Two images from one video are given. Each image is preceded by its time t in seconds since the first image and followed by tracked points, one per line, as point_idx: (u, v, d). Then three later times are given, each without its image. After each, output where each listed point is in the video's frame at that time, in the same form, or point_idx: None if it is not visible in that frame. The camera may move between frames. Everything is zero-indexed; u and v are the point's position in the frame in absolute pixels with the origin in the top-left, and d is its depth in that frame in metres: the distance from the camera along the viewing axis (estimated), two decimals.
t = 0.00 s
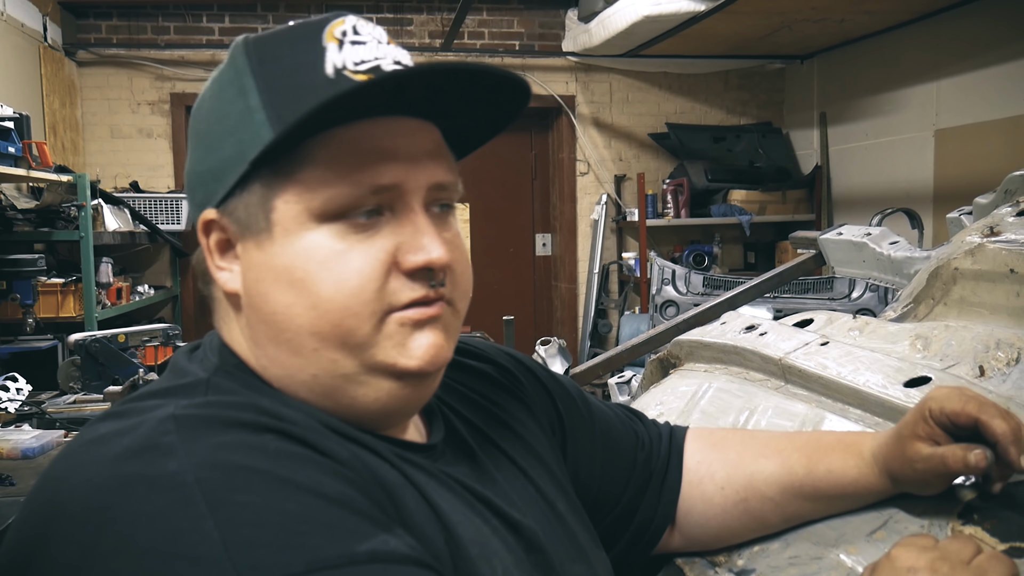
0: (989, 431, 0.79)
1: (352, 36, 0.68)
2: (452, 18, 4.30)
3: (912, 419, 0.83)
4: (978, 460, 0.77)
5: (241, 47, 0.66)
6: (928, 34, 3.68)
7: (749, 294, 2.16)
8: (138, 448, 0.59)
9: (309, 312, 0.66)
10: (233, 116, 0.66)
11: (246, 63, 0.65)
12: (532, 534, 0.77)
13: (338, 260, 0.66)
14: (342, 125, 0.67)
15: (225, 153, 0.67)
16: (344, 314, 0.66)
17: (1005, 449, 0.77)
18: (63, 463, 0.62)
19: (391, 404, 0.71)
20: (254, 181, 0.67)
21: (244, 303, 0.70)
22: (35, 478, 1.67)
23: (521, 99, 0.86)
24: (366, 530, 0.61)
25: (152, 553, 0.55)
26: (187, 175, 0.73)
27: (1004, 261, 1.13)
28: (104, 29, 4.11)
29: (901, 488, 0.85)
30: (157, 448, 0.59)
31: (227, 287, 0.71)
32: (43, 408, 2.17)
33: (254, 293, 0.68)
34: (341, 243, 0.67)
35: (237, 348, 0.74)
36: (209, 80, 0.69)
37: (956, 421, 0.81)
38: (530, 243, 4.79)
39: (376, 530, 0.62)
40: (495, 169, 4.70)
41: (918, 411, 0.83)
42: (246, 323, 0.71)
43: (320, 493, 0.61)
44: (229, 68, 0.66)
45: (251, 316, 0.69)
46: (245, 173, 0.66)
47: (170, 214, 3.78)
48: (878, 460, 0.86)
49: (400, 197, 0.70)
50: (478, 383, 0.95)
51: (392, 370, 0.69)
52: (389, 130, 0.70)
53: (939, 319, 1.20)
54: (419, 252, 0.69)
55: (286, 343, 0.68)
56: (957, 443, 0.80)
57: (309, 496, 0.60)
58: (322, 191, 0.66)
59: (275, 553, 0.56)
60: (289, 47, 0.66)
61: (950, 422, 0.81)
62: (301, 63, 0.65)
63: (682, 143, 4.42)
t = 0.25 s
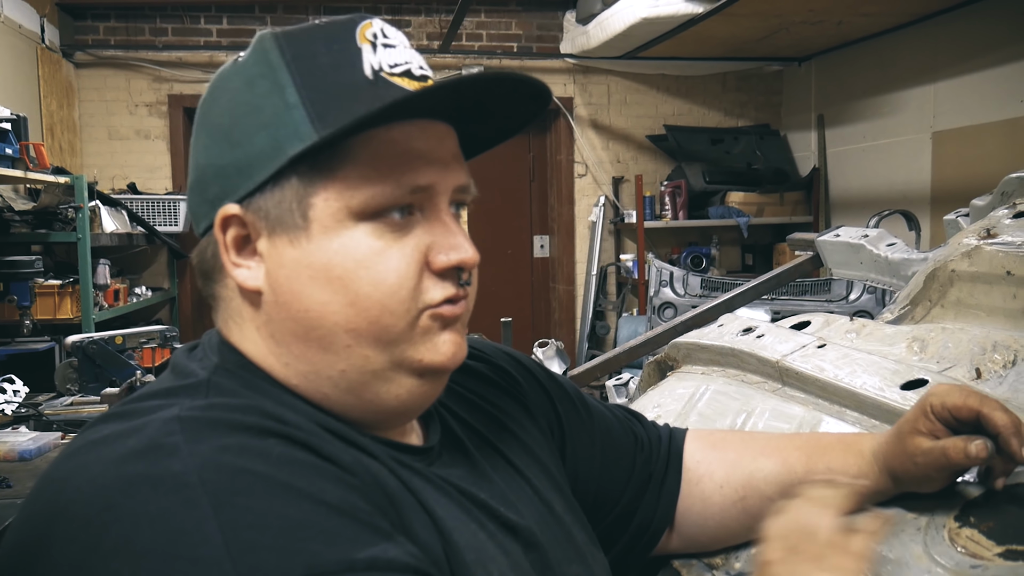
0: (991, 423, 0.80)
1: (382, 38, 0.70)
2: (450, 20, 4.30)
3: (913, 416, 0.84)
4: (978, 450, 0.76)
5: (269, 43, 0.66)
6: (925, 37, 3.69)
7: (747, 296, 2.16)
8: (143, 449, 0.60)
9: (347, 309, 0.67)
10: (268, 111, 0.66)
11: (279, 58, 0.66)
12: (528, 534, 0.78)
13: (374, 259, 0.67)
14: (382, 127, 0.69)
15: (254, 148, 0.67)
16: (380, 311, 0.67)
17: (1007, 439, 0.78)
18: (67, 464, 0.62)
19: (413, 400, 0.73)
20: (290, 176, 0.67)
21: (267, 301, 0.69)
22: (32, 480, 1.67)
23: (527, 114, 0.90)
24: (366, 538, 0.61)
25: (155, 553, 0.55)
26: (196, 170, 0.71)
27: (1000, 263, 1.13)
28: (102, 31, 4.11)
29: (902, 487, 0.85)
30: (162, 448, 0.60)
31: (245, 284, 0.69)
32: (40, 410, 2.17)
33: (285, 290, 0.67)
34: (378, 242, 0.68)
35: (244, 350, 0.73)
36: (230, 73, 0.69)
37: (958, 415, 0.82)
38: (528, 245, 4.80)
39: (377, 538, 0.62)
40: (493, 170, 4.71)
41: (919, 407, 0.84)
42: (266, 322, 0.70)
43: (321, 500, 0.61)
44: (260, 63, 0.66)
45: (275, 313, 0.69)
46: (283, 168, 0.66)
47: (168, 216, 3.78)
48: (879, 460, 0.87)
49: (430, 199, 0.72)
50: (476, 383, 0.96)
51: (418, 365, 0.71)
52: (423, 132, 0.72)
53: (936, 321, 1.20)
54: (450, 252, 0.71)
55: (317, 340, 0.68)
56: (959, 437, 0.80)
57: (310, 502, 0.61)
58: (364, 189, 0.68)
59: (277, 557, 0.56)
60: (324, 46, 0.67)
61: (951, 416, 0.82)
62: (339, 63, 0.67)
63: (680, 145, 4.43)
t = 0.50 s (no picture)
0: (987, 419, 0.81)
1: (381, 39, 0.70)
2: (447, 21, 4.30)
3: (910, 411, 0.84)
4: (975, 445, 0.77)
5: (270, 46, 0.66)
6: (922, 38, 3.70)
7: (743, 297, 2.16)
8: (131, 450, 0.60)
9: (348, 308, 0.67)
10: (269, 112, 0.66)
11: (280, 61, 0.66)
12: (521, 534, 0.78)
13: (375, 258, 0.67)
14: (381, 127, 0.69)
15: (255, 149, 0.67)
16: (381, 309, 0.67)
17: (1003, 435, 0.78)
18: (60, 463, 0.61)
19: (411, 399, 0.73)
20: (291, 176, 0.67)
21: (267, 301, 0.69)
22: (26, 482, 1.66)
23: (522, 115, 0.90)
24: (347, 546, 0.61)
25: (136, 555, 0.55)
26: (196, 172, 0.71)
27: (997, 264, 1.13)
28: (98, 31, 4.10)
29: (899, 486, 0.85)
30: (149, 449, 0.60)
31: (245, 284, 0.69)
32: (35, 411, 2.16)
33: (284, 290, 0.67)
34: (379, 240, 0.67)
35: (242, 350, 0.73)
36: (229, 74, 0.69)
37: (954, 412, 0.82)
38: (525, 245, 4.80)
39: (357, 547, 0.62)
40: (490, 171, 4.71)
41: (915, 403, 0.85)
42: (265, 323, 0.70)
43: (304, 506, 0.61)
44: (261, 65, 0.66)
45: (275, 313, 0.68)
46: (285, 167, 0.66)
47: (164, 216, 3.78)
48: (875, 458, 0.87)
49: (429, 198, 0.72)
50: (470, 384, 0.96)
51: (417, 364, 0.71)
52: (423, 131, 0.72)
53: (932, 322, 1.21)
54: (451, 249, 0.71)
55: (317, 339, 0.68)
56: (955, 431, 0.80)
57: (293, 508, 0.61)
58: (363, 189, 0.67)
59: (256, 563, 0.57)
60: (324, 46, 0.67)
61: (948, 413, 0.82)
62: (340, 64, 0.67)
63: (677, 146, 4.44)
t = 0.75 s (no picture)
0: (970, 418, 0.80)
1: (365, 37, 0.70)
2: (434, 20, 4.30)
3: (895, 411, 0.86)
4: (959, 442, 0.77)
5: (252, 44, 0.66)
6: (905, 42, 3.75)
7: (729, 298, 2.17)
8: (109, 441, 0.58)
9: (325, 309, 0.66)
10: (249, 110, 0.66)
11: (260, 58, 0.66)
12: (505, 533, 0.78)
13: (352, 259, 0.66)
14: (360, 126, 0.68)
15: (236, 147, 0.66)
16: (358, 310, 0.66)
17: (988, 433, 0.78)
18: (41, 460, 0.61)
19: (389, 401, 0.73)
20: (269, 175, 0.66)
21: (247, 299, 0.68)
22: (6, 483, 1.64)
23: (505, 112, 0.89)
24: (328, 528, 0.60)
25: (112, 543, 0.53)
26: (180, 171, 0.71)
27: (979, 265, 1.14)
28: (81, 27, 4.06)
29: (883, 484, 0.86)
30: (125, 442, 0.58)
31: (227, 283, 0.69)
32: (15, 411, 2.14)
33: (262, 288, 0.67)
34: (357, 242, 0.67)
35: (224, 347, 0.73)
36: (212, 73, 0.69)
37: (938, 410, 0.83)
38: (512, 245, 4.80)
39: (339, 529, 0.60)
40: (477, 171, 4.71)
41: (900, 403, 0.86)
42: (246, 321, 0.70)
43: (285, 492, 0.60)
44: (243, 63, 0.66)
45: (253, 312, 0.68)
46: (264, 166, 0.65)
47: (148, 215, 3.74)
48: (858, 453, 0.88)
49: (411, 198, 0.71)
50: (456, 381, 0.95)
51: (395, 368, 0.70)
52: (401, 130, 0.71)
53: (916, 323, 1.22)
54: (432, 251, 0.71)
55: (294, 340, 0.67)
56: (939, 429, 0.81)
57: (273, 494, 0.59)
58: (342, 189, 0.67)
59: (233, 542, 0.54)
60: (305, 45, 0.67)
61: (932, 412, 0.83)
62: (319, 62, 0.66)
63: (664, 147, 4.46)
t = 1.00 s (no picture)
0: (966, 420, 0.80)
1: (377, 43, 0.67)
2: (429, 20, 4.29)
3: (891, 412, 0.85)
4: (955, 444, 0.77)
5: (264, 44, 0.66)
6: (900, 43, 3.76)
7: (724, 298, 2.17)
8: (103, 424, 0.58)
9: (295, 319, 0.66)
10: (247, 111, 0.65)
11: (265, 58, 0.65)
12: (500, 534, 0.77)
13: (328, 271, 0.65)
14: (349, 133, 0.66)
15: (233, 146, 0.67)
16: (326, 327, 0.66)
17: (982, 437, 0.78)
18: (40, 450, 0.62)
19: (366, 421, 0.72)
20: (256, 177, 0.66)
21: (235, 297, 0.70)
22: None
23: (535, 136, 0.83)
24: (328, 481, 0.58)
25: (110, 513, 0.52)
26: (197, 160, 0.73)
27: (974, 266, 1.14)
28: (74, 26, 4.04)
29: (879, 486, 0.86)
30: (120, 423, 0.58)
31: (219, 279, 0.71)
32: (9, 412, 2.13)
33: (243, 290, 0.68)
34: (335, 255, 0.65)
35: (220, 344, 0.74)
36: (229, 70, 0.69)
37: (935, 412, 0.82)
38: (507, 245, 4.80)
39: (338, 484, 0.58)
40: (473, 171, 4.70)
41: (896, 404, 0.85)
42: (234, 320, 0.70)
43: (281, 455, 0.58)
44: (250, 62, 0.66)
45: (237, 312, 0.69)
46: (250, 170, 0.66)
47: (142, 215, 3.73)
48: (855, 458, 0.87)
49: (398, 208, 0.68)
50: (455, 382, 0.96)
51: (365, 391, 0.69)
52: (388, 145, 0.67)
53: (911, 323, 1.22)
54: (410, 274, 0.67)
55: (268, 346, 0.68)
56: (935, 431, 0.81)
57: (270, 456, 0.57)
58: (319, 195, 0.65)
59: (234, 493, 0.52)
60: (311, 49, 0.66)
61: (927, 413, 0.82)
62: (319, 67, 0.65)
63: (659, 147, 4.46)
